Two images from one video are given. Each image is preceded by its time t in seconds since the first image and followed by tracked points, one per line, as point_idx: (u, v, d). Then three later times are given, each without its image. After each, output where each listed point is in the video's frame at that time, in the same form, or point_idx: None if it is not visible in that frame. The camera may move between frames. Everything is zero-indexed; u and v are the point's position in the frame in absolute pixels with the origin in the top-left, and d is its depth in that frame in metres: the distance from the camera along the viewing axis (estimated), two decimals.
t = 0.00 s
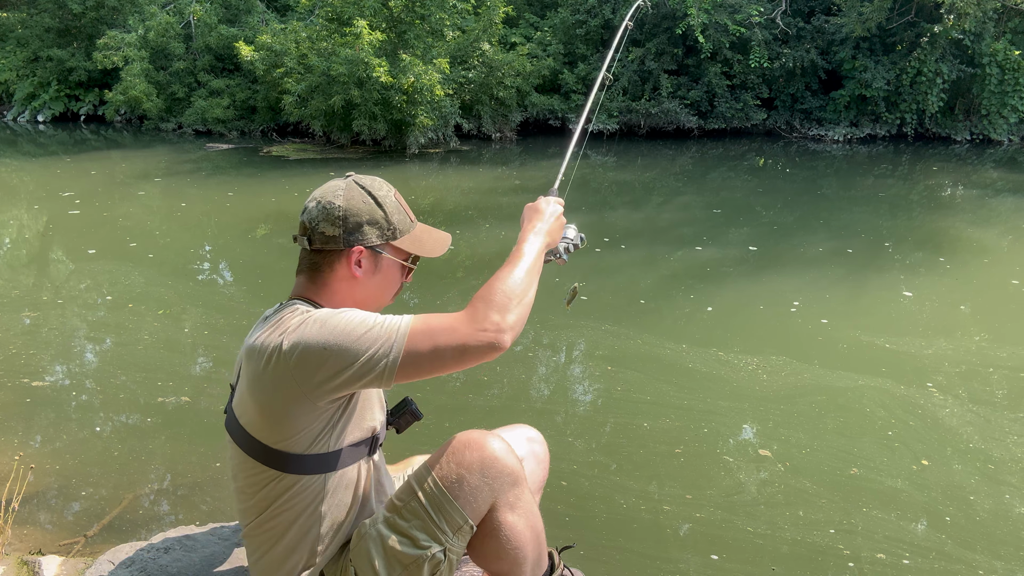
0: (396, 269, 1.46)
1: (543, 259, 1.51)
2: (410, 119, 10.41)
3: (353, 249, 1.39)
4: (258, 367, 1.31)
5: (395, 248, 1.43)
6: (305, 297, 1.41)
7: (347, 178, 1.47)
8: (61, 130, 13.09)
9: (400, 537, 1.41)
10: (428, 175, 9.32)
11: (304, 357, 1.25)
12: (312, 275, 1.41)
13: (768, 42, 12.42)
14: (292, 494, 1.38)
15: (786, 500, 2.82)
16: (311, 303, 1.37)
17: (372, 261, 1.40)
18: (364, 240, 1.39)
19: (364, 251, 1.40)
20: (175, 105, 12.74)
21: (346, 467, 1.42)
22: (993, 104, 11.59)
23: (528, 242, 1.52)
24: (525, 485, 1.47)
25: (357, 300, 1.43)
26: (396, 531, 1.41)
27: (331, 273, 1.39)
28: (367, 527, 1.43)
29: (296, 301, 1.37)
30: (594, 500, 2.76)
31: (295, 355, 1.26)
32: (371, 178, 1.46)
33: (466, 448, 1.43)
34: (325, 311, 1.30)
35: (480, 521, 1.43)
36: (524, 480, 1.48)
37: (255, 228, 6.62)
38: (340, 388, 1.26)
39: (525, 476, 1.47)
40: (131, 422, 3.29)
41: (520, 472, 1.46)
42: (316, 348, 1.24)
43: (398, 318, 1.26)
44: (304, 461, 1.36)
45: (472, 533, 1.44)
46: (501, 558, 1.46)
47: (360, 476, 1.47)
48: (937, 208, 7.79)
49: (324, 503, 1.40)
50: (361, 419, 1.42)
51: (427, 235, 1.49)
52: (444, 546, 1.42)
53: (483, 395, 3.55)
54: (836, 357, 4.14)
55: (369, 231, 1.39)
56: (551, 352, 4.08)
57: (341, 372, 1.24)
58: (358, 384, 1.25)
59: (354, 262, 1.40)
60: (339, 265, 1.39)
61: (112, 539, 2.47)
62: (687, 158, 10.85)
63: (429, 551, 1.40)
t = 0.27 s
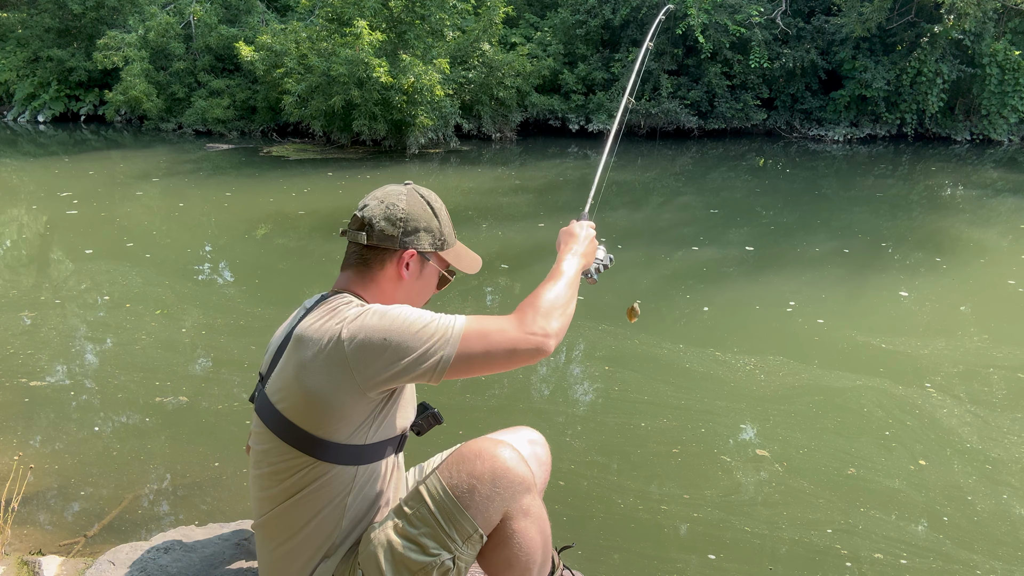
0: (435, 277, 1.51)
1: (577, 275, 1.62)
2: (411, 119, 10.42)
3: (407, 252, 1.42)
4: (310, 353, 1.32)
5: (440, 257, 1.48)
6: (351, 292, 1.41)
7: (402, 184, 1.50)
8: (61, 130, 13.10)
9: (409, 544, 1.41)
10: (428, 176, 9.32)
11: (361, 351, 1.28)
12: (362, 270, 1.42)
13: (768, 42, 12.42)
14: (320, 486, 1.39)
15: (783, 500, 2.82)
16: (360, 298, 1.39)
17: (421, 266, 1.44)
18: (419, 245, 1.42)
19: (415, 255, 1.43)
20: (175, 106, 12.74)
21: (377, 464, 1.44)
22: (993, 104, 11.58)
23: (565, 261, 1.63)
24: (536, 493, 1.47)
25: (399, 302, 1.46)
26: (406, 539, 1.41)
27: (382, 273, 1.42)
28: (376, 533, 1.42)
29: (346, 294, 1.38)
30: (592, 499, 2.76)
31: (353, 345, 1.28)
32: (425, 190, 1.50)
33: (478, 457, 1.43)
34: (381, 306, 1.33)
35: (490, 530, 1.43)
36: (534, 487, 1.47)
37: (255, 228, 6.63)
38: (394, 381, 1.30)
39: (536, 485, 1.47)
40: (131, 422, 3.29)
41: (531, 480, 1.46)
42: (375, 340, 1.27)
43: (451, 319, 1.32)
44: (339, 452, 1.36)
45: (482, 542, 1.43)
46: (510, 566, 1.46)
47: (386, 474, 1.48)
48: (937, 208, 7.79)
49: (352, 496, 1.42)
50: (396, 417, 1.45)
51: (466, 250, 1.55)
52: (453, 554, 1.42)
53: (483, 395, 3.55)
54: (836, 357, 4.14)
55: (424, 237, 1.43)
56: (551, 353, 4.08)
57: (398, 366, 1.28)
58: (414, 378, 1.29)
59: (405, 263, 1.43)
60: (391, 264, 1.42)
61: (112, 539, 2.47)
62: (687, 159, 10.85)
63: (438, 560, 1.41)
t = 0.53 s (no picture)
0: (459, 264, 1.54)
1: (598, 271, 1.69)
2: (411, 119, 10.43)
3: (436, 240, 1.44)
4: (349, 335, 1.33)
5: (465, 244, 1.51)
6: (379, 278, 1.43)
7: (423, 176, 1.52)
8: (61, 130, 13.10)
9: (425, 513, 1.40)
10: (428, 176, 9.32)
11: (403, 334, 1.31)
12: (391, 259, 1.44)
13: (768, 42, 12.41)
14: (350, 463, 1.39)
15: (780, 500, 2.83)
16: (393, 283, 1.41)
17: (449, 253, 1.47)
18: (447, 232, 1.45)
19: (443, 243, 1.46)
20: (175, 106, 12.74)
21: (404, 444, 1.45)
22: (993, 104, 11.58)
23: (586, 255, 1.70)
24: (547, 471, 1.50)
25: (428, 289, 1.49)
26: (422, 507, 1.40)
27: (413, 261, 1.44)
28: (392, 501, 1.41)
29: (377, 281, 1.40)
30: (590, 499, 2.76)
31: (393, 330, 1.31)
32: (445, 179, 1.52)
33: (494, 431, 1.45)
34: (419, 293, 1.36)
35: (503, 504, 1.44)
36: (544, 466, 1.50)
37: (255, 228, 6.63)
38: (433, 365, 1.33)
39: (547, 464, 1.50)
40: (132, 422, 3.29)
41: (543, 458, 1.48)
42: (416, 325, 1.31)
43: (488, 309, 1.37)
44: (368, 430, 1.37)
45: (495, 516, 1.44)
46: (523, 542, 1.48)
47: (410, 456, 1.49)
48: (936, 208, 7.79)
49: (379, 474, 1.43)
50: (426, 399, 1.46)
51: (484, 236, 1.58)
52: (468, 525, 1.42)
53: (484, 395, 3.55)
54: (835, 357, 4.13)
55: (452, 224, 1.45)
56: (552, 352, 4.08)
57: (438, 350, 1.32)
58: (452, 363, 1.33)
59: (433, 251, 1.45)
60: (421, 253, 1.44)
61: (112, 539, 2.47)
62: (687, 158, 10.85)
63: (452, 529, 1.40)
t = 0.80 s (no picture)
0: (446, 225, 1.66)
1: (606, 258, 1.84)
2: (411, 119, 10.43)
3: (423, 197, 1.56)
4: (379, 267, 1.40)
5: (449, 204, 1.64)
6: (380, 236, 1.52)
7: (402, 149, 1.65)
8: (61, 130, 13.09)
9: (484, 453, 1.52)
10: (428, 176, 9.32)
11: (428, 270, 1.42)
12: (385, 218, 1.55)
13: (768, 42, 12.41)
14: (382, 394, 1.39)
15: (777, 499, 2.82)
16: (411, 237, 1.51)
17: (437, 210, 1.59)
18: (433, 191, 1.57)
19: (430, 201, 1.58)
20: (175, 106, 12.74)
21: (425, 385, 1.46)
22: (993, 104, 11.57)
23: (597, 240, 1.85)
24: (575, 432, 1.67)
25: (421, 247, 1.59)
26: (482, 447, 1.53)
27: (405, 217, 1.55)
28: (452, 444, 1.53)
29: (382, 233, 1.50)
30: (588, 498, 2.76)
31: (422, 267, 1.42)
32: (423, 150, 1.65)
33: (537, 387, 1.63)
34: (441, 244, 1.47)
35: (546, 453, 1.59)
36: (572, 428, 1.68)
37: (255, 228, 6.63)
38: (453, 306, 1.44)
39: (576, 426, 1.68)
40: (132, 422, 3.29)
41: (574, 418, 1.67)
42: (442, 265, 1.42)
43: (504, 264, 1.48)
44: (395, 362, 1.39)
45: (541, 463, 1.59)
46: (558, 495, 1.61)
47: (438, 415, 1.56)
48: (936, 208, 7.79)
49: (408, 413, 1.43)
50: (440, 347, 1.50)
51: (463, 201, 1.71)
52: (520, 466, 1.55)
53: (483, 394, 3.55)
54: (834, 357, 4.13)
55: (437, 183, 1.58)
56: (551, 352, 4.08)
57: (459, 291, 1.43)
58: (471, 305, 1.44)
59: (423, 209, 1.57)
60: (411, 210, 1.56)
61: (112, 538, 2.47)
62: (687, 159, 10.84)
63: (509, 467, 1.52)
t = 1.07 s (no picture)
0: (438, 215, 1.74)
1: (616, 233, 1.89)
2: (411, 119, 10.44)
3: (412, 182, 1.68)
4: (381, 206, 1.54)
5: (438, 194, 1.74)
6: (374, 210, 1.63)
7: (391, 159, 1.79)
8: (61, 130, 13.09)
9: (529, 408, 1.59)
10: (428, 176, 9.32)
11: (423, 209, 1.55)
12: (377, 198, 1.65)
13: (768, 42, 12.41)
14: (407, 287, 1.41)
15: (774, 499, 2.82)
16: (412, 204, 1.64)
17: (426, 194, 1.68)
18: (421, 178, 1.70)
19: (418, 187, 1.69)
20: (175, 106, 12.74)
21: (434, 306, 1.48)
22: (993, 104, 11.57)
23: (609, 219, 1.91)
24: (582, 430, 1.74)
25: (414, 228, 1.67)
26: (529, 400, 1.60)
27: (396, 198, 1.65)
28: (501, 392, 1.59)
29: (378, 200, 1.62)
30: (586, 498, 2.76)
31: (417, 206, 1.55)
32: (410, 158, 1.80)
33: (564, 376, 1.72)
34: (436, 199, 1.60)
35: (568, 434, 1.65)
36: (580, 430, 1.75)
37: (255, 228, 6.63)
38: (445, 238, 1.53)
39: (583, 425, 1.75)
40: (132, 422, 3.29)
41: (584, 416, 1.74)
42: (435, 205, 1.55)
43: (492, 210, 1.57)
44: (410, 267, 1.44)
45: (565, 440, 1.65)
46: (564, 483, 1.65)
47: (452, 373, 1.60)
48: (936, 208, 7.79)
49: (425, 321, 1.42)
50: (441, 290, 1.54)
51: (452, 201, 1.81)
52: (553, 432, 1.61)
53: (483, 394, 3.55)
54: (834, 358, 4.13)
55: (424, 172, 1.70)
56: (551, 352, 4.08)
57: (447, 226, 1.54)
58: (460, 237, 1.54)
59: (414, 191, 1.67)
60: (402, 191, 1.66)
61: (112, 538, 2.47)
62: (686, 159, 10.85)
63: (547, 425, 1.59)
